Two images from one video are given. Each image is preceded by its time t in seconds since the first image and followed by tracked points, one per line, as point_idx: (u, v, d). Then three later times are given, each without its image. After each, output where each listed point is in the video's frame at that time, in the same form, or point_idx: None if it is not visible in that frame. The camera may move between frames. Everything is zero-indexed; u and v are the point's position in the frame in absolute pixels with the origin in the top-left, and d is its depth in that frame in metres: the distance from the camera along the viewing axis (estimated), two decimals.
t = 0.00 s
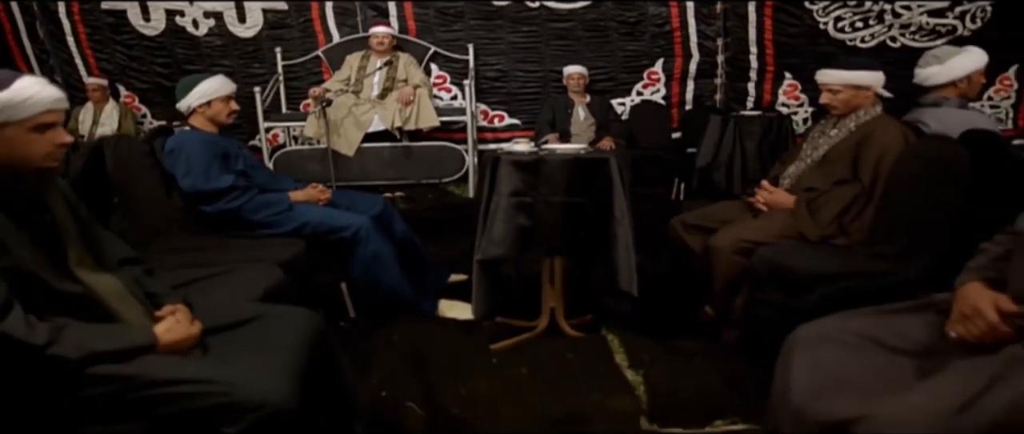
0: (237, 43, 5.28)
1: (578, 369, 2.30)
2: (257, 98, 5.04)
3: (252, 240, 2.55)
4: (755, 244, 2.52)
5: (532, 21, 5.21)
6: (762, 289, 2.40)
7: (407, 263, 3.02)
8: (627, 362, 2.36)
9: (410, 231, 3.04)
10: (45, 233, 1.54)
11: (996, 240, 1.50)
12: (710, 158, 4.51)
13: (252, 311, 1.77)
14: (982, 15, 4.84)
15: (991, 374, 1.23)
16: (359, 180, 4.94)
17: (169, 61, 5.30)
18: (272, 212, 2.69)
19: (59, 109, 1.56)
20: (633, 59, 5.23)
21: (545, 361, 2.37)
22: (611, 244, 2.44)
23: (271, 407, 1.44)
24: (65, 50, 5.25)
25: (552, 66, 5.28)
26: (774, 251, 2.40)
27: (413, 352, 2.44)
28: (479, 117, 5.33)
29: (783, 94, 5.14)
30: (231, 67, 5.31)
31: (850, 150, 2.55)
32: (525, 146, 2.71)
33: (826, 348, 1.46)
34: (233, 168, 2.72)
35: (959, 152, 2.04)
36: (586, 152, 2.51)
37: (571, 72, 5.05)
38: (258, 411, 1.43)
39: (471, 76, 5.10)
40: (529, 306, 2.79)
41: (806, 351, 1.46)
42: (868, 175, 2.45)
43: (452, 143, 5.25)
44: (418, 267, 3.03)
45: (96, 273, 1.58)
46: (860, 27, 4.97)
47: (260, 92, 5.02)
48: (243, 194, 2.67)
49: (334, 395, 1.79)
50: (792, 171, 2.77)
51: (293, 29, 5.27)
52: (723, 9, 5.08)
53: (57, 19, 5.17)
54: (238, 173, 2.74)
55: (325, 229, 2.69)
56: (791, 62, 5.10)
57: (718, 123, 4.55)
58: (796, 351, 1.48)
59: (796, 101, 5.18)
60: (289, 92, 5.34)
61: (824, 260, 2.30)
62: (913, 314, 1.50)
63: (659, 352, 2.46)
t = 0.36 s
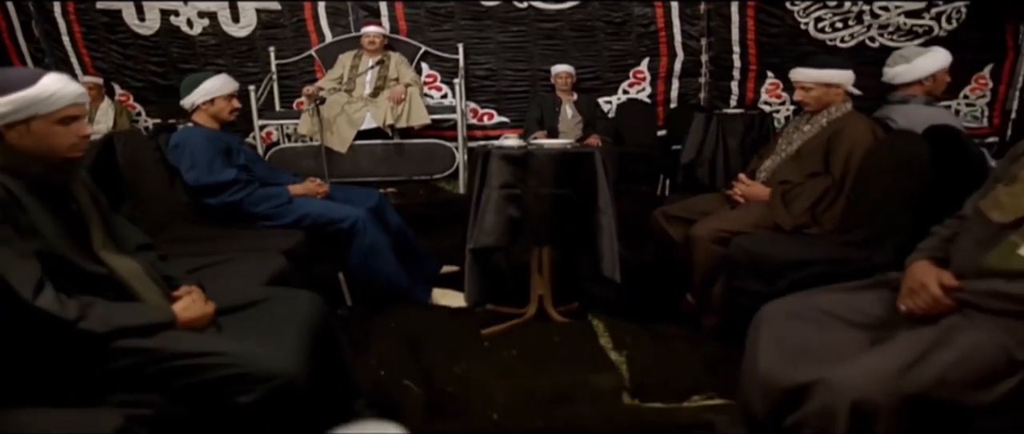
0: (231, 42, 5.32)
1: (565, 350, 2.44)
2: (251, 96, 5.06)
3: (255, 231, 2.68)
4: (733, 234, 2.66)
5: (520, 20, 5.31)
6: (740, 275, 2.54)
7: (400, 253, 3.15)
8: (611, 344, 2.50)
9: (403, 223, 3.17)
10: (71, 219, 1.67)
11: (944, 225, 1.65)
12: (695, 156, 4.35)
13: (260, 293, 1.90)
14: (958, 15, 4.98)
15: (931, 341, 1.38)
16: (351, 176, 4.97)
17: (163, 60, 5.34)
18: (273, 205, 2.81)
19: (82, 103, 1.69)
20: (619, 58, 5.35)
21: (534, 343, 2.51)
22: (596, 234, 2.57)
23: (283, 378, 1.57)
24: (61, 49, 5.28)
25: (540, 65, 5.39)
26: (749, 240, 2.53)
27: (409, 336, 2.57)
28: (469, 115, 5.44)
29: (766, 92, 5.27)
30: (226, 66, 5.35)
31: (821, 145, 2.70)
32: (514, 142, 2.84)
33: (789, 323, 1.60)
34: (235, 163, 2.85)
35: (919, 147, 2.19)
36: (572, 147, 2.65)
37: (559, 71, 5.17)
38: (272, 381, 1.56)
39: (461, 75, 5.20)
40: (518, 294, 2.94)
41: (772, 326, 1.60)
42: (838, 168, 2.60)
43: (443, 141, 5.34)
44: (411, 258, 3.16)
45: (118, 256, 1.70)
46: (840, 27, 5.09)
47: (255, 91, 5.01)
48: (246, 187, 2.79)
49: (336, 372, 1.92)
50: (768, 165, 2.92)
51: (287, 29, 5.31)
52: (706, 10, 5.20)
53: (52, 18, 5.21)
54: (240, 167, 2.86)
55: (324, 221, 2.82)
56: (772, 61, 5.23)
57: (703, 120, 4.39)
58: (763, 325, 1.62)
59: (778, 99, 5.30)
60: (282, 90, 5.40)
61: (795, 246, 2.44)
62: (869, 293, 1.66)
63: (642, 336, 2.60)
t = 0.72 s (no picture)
0: (228, 42, 5.39)
1: (558, 335, 2.56)
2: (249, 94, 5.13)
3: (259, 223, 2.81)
4: (715, 225, 2.80)
5: (512, 21, 5.43)
6: (722, 264, 2.67)
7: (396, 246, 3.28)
8: (600, 329, 2.63)
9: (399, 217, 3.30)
10: (93, 207, 1.79)
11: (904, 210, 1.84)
12: (682, 153, 4.45)
13: (267, 278, 2.03)
14: (939, 17, 5.10)
15: (886, 316, 1.52)
16: (347, 173, 5.12)
17: (161, 59, 5.40)
18: (275, 199, 2.93)
19: (103, 99, 1.79)
20: (609, 58, 5.46)
21: (527, 329, 2.63)
22: (585, 225, 2.71)
23: (291, 354, 1.68)
24: (59, 48, 5.33)
25: (532, 65, 5.50)
26: (731, 230, 2.66)
27: (407, 322, 2.70)
28: (462, 114, 5.56)
29: (751, 90, 5.35)
30: (223, 65, 5.42)
31: (798, 141, 2.84)
32: (505, 137, 2.97)
33: (760, 302, 1.73)
34: (238, 158, 2.96)
35: (887, 141, 2.33)
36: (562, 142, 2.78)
37: (550, 71, 5.27)
38: (279, 357, 1.67)
39: (454, 74, 5.32)
40: (511, 284, 3.06)
41: (744, 305, 1.74)
42: (815, 162, 2.74)
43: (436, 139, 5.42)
44: (407, 250, 3.28)
45: (136, 242, 1.83)
46: (824, 27, 5.20)
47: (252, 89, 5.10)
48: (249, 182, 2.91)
49: (339, 352, 2.05)
50: (749, 160, 3.05)
51: (283, 29, 5.39)
52: (694, 11, 5.29)
53: (52, 18, 5.26)
54: (243, 162, 2.98)
55: (325, 214, 2.94)
56: (760, 61, 5.32)
57: (689, 119, 4.47)
58: (736, 305, 1.75)
59: (765, 98, 5.38)
60: (279, 89, 5.47)
61: (774, 237, 2.57)
62: (834, 275, 1.79)
63: (629, 322, 2.72)
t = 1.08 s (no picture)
0: (225, 41, 5.49)
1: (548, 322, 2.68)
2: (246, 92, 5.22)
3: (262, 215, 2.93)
4: (698, 217, 2.93)
5: (504, 21, 5.55)
6: (705, 255, 2.79)
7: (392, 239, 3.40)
8: (589, 316, 2.75)
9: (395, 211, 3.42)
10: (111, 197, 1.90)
11: (868, 202, 1.98)
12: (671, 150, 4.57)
13: (274, 265, 2.15)
14: (921, 17, 5.25)
15: (848, 296, 1.66)
16: (343, 171, 5.17)
17: (159, 59, 5.49)
18: (277, 193, 3.05)
19: (124, 97, 1.91)
20: (599, 57, 5.59)
21: (519, 317, 2.75)
22: (574, 217, 2.84)
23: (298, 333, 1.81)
24: (58, 47, 5.42)
25: (524, 64, 5.62)
26: (713, 221, 2.79)
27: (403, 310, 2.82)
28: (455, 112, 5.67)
29: (739, 89, 5.46)
30: (220, 65, 5.52)
31: (778, 137, 2.97)
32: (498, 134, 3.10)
33: (735, 285, 1.87)
34: (241, 154, 3.08)
35: (860, 137, 2.46)
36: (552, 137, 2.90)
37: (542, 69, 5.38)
38: (288, 336, 1.80)
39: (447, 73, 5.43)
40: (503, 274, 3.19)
41: (720, 287, 1.87)
42: (793, 156, 2.87)
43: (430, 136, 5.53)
44: (403, 243, 3.41)
45: (152, 231, 1.95)
46: (809, 28, 5.32)
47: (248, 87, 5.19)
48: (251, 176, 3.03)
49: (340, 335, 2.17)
50: (732, 155, 3.19)
51: (279, 29, 5.49)
52: (682, 11, 5.42)
53: (51, 18, 5.35)
54: (246, 157, 3.10)
55: (324, 207, 3.06)
56: (747, 61, 5.43)
57: (678, 116, 4.60)
58: (713, 287, 1.89)
59: (751, 97, 5.50)
60: (275, 88, 5.56)
61: (754, 228, 2.70)
62: (804, 259, 1.93)
63: (617, 310, 2.85)
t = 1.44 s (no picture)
0: (222, 41, 5.58)
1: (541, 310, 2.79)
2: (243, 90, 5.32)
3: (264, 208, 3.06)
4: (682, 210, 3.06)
5: (497, 20, 5.65)
6: (689, 246, 2.91)
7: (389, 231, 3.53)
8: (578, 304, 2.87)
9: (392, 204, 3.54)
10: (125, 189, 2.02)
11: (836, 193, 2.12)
12: (660, 145, 4.68)
13: (277, 253, 2.28)
14: (904, 16, 5.39)
15: (812, 278, 1.81)
16: (339, 168, 5.23)
17: (157, 57, 5.57)
18: (277, 187, 3.17)
19: (140, 95, 2.05)
20: (590, 56, 5.70)
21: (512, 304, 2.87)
22: (563, 210, 2.96)
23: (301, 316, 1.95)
24: (57, 46, 5.49)
25: (516, 62, 5.73)
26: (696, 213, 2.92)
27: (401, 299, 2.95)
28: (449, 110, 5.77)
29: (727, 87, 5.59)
30: (217, 63, 5.61)
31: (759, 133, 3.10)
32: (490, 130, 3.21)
33: (712, 270, 2.02)
34: (243, 149, 3.20)
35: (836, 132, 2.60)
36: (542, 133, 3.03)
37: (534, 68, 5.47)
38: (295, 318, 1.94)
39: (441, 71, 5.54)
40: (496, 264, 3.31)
41: (698, 273, 2.02)
42: (773, 151, 3.00)
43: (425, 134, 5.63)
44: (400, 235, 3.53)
45: (163, 221, 2.07)
46: (795, 27, 5.45)
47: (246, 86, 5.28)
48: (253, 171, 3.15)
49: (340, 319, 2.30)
50: (715, 151, 3.31)
51: (275, 28, 5.58)
52: (671, 11, 5.55)
53: (50, 17, 5.42)
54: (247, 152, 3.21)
55: (323, 201, 3.19)
56: (734, 59, 5.57)
57: (666, 113, 4.72)
58: (691, 273, 2.04)
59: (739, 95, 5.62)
60: (272, 86, 5.66)
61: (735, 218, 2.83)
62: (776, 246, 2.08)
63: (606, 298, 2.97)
